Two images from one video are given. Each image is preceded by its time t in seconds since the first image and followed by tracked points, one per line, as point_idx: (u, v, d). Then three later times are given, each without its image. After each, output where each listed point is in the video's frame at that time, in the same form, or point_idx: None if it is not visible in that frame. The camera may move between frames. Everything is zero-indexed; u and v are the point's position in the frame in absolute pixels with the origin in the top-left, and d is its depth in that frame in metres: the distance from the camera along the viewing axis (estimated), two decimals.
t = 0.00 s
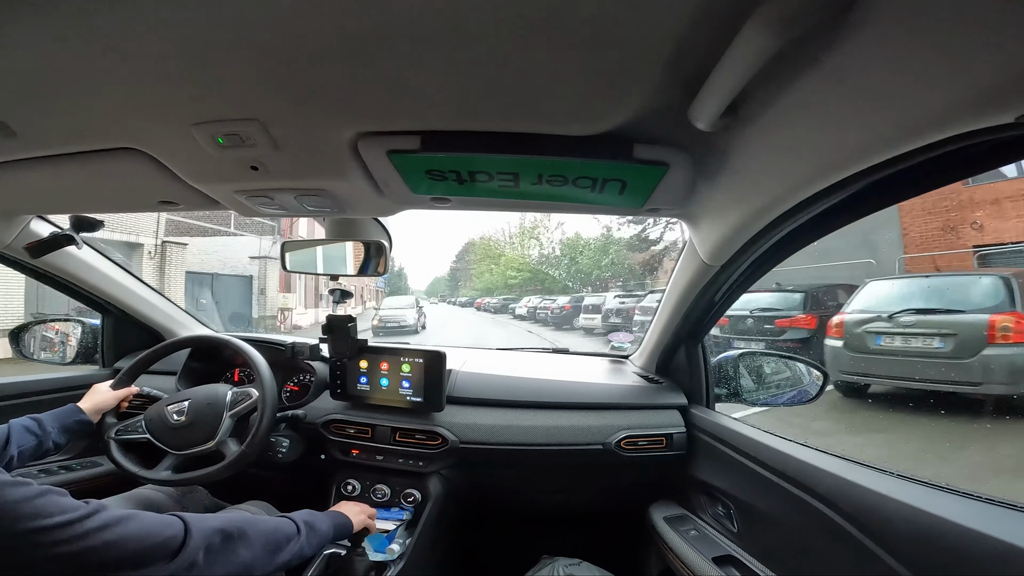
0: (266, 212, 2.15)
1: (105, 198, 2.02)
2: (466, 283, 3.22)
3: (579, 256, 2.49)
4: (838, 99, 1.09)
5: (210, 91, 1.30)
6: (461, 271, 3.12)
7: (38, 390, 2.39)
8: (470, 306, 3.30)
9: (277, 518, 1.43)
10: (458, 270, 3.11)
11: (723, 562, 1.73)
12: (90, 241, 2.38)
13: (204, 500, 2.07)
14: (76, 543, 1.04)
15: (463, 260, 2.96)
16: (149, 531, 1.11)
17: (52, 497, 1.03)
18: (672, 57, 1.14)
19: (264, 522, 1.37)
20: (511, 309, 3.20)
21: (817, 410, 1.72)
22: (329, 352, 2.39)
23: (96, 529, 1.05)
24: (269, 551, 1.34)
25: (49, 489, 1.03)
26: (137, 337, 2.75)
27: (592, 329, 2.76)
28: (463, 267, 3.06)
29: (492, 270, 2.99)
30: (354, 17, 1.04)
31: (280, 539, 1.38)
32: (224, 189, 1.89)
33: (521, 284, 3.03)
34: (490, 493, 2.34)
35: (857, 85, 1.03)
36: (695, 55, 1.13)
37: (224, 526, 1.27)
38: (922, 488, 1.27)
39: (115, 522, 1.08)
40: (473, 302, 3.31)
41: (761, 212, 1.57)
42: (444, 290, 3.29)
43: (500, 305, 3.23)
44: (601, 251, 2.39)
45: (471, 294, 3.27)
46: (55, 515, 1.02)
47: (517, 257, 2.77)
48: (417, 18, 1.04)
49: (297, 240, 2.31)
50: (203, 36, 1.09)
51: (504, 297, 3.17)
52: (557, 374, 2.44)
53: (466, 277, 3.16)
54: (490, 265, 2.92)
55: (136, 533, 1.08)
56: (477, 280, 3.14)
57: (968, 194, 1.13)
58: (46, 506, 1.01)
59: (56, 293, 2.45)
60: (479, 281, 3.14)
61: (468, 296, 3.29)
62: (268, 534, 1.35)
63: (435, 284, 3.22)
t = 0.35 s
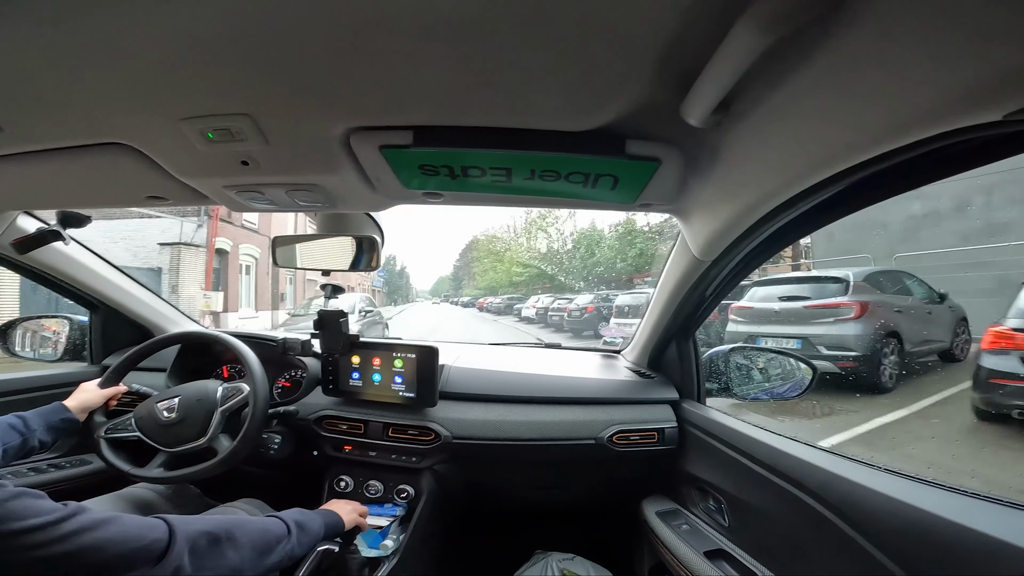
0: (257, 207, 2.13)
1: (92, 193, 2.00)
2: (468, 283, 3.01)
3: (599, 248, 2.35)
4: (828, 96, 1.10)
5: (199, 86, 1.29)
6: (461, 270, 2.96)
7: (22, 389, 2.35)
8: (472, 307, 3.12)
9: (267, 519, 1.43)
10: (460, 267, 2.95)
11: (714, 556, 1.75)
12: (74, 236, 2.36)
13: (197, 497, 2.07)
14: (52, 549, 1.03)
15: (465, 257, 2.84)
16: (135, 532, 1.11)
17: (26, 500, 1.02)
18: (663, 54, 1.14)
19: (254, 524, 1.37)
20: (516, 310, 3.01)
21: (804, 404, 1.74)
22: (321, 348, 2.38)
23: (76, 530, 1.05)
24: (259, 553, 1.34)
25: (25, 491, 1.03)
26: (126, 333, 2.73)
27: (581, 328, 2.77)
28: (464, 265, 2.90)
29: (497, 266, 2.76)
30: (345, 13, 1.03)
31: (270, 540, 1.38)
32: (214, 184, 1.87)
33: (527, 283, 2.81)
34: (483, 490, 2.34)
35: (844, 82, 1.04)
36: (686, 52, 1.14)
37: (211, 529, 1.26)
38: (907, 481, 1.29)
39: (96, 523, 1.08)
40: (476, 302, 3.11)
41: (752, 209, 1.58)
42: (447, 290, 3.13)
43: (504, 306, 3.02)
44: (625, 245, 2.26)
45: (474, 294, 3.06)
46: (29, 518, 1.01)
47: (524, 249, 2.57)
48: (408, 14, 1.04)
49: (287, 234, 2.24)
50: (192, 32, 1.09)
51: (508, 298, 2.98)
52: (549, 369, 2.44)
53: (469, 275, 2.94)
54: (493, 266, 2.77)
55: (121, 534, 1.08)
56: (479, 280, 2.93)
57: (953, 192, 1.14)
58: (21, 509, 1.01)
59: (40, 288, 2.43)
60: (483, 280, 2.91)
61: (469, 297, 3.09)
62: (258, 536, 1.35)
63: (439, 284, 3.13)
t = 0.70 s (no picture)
0: (249, 208, 2.13)
1: (81, 194, 1.98)
2: (476, 282, 2.96)
3: (618, 241, 2.21)
4: (817, 99, 1.11)
5: (190, 86, 1.28)
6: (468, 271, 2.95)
7: (10, 390, 2.33)
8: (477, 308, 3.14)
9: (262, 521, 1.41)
10: (467, 269, 2.93)
11: (709, 556, 1.76)
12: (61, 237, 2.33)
13: (188, 500, 2.06)
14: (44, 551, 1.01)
15: (471, 259, 2.80)
16: (127, 535, 1.10)
17: (18, 502, 1.01)
18: (655, 56, 1.15)
19: (248, 527, 1.36)
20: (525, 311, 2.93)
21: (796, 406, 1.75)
22: (313, 350, 2.37)
23: (66, 533, 1.04)
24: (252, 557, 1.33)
25: (16, 492, 1.01)
26: (117, 334, 2.71)
27: (570, 328, 2.80)
28: (472, 266, 2.86)
29: (505, 265, 2.66)
30: (338, 14, 1.03)
31: (263, 543, 1.37)
32: (205, 185, 1.87)
33: (538, 280, 2.66)
34: (476, 492, 2.34)
35: (833, 83, 1.05)
36: (679, 54, 1.15)
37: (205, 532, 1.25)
38: (897, 481, 1.30)
39: (87, 525, 1.07)
40: (480, 303, 3.13)
41: (744, 210, 1.59)
42: (454, 290, 3.22)
43: (513, 308, 2.96)
44: (643, 238, 2.15)
45: (480, 294, 3.07)
46: (21, 520, 1.00)
47: (533, 244, 2.43)
48: (401, 16, 1.04)
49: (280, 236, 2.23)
50: (184, 32, 1.08)
51: (520, 296, 2.82)
52: (542, 371, 2.45)
53: (475, 276, 2.93)
54: (495, 270, 2.76)
55: (113, 538, 1.07)
56: (485, 280, 2.90)
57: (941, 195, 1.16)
58: (13, 511, 1.00)
59: (29, 288, 2.41)
60: (488, 280, 2.87)
61: (475, 296, 3.10)
62: (252, 540, 1.34)
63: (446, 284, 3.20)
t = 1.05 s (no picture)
0: (241, 206, 2.11)
1: (70, 192, 1.97)
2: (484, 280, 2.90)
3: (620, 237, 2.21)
4: (809, 98, 1.11)
5: (182, 84, 1.27)
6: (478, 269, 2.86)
7: None
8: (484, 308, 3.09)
9: (202, 449, 1.22)
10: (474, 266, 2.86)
11: (703, 554, 1.77)
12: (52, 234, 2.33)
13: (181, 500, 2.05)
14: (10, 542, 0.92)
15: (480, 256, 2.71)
16: (95, 507, 1.00)
17: None
18: (649, 55, 1.15)
19: (198, 466, 1.17)
20: (541, 313, 2.84)
21: (790, 404, 1.77)
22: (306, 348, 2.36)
23: (34, 516, 0.94)
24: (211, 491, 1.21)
25: None
26: (107, 334, 2.69)
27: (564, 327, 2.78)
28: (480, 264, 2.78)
29: (521, 260, 2.57)
30: (331, 12, 1.03)
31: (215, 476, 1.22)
32: (196, 183, 1.85)
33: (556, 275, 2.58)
34: (472, 491, 2.34)
35: (823, 82, 1.05)
36: (672, 53, 1.15)
37: (157, 487, 1.09)
38: (887, 478, 1.31)
39: (60, 500, 0.97)
40: (488, 302, 3.09)
41: (737, 209, 1.59)
42: (462, 290, 3.16)
43: (524, 309, 2.87)
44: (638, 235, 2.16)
45: (487, 293, 3.02)
46: None
47: (548, 235, 2.34)
48: (393, 14, 1.03)
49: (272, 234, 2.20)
50: (175, 30, 1.07)
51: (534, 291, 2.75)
52: (537, 369, 2.45)
53: (483, 274, 2.86)
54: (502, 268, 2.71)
55: (80, 512, 0.98)
56: (494, 278, 2.83)
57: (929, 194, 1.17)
58: None
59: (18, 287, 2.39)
60: (498, 277, 2.80)
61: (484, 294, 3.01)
62: (209, 478, 1.19)
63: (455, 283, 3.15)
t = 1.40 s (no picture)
0: (232, 205, 2.11)
1: (59, 191, 1.95)
2: (494, 279, 2.77)
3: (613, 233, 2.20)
4: (800, 99, 1.12)
5: (172, 83, 1.27)
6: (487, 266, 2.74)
7: None
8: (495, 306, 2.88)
9: (174, 434, 1.23)
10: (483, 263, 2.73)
11: (697, 552, 1.77)
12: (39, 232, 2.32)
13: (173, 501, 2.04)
14: None
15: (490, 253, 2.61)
16: (61, 492, 0.99)
17: None
18: (641, 55, 1.15)
19: (167, 452, 1.18)
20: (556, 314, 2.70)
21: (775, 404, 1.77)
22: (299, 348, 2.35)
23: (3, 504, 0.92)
24: (178, 477, 1.22)
25: None
26: (98, 334, 2.67)
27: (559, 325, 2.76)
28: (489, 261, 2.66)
29: (535, 258, 2.46)
30: (323, 10, 1.02)
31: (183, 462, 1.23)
32: (187, 182, 1.84)
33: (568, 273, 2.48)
34: (466, 490, 2.34)
35: (815, 83, 1.06)
36: (664, 53, 1.15)
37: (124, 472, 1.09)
38: (877, 476, 1.32)
39: (28, 487, 0.96)
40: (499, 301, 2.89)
41: (730, 208, 1.60)
42: (471, 288, 2.98)
43: (543, 310, 2.66)
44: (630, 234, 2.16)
45: (498, 292, 2.83)
46: None
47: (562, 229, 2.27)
48: (385, 13, 1.03)
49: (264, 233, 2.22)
50: (164, 28, 1.07)
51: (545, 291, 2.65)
52: (530, 368, 2.45)
53: (494, 272, 2.71)
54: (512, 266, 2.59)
55: (48, 496, 0.97)
56: (504, 276, 2.68)
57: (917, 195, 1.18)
58: None
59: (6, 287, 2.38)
60: (508, 276, 2.65)
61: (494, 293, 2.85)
62: (177, 463, 1.19)
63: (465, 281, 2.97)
